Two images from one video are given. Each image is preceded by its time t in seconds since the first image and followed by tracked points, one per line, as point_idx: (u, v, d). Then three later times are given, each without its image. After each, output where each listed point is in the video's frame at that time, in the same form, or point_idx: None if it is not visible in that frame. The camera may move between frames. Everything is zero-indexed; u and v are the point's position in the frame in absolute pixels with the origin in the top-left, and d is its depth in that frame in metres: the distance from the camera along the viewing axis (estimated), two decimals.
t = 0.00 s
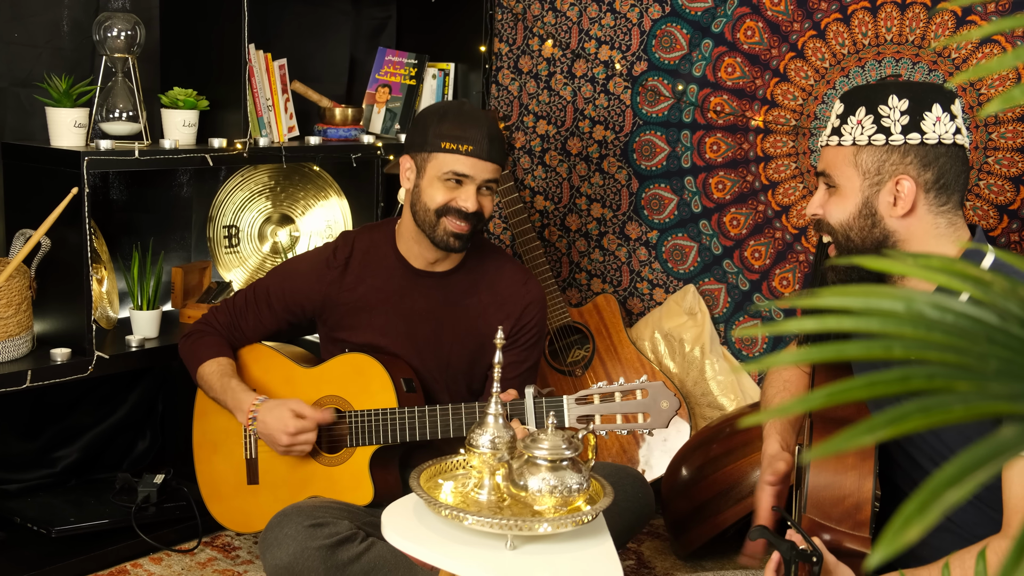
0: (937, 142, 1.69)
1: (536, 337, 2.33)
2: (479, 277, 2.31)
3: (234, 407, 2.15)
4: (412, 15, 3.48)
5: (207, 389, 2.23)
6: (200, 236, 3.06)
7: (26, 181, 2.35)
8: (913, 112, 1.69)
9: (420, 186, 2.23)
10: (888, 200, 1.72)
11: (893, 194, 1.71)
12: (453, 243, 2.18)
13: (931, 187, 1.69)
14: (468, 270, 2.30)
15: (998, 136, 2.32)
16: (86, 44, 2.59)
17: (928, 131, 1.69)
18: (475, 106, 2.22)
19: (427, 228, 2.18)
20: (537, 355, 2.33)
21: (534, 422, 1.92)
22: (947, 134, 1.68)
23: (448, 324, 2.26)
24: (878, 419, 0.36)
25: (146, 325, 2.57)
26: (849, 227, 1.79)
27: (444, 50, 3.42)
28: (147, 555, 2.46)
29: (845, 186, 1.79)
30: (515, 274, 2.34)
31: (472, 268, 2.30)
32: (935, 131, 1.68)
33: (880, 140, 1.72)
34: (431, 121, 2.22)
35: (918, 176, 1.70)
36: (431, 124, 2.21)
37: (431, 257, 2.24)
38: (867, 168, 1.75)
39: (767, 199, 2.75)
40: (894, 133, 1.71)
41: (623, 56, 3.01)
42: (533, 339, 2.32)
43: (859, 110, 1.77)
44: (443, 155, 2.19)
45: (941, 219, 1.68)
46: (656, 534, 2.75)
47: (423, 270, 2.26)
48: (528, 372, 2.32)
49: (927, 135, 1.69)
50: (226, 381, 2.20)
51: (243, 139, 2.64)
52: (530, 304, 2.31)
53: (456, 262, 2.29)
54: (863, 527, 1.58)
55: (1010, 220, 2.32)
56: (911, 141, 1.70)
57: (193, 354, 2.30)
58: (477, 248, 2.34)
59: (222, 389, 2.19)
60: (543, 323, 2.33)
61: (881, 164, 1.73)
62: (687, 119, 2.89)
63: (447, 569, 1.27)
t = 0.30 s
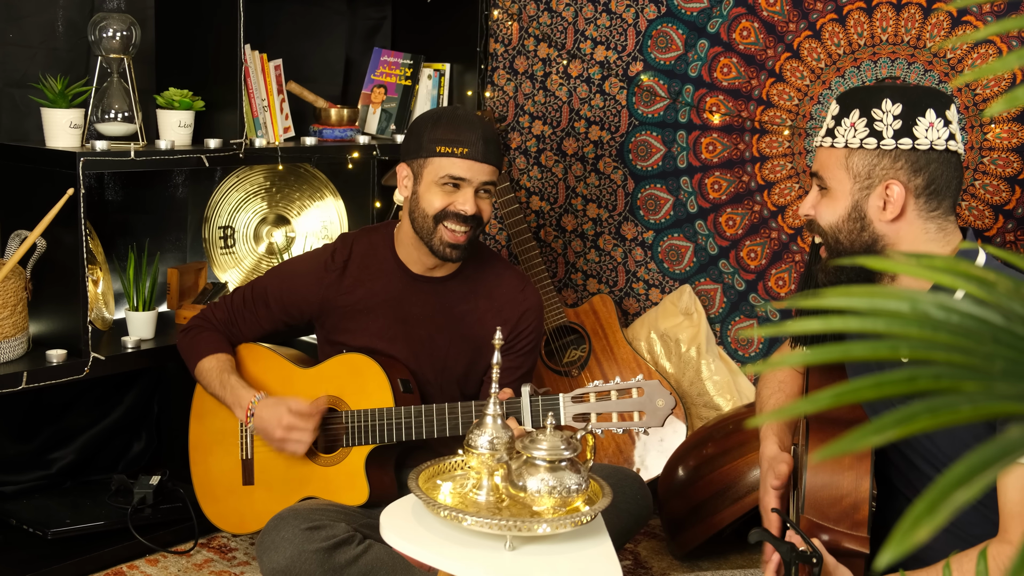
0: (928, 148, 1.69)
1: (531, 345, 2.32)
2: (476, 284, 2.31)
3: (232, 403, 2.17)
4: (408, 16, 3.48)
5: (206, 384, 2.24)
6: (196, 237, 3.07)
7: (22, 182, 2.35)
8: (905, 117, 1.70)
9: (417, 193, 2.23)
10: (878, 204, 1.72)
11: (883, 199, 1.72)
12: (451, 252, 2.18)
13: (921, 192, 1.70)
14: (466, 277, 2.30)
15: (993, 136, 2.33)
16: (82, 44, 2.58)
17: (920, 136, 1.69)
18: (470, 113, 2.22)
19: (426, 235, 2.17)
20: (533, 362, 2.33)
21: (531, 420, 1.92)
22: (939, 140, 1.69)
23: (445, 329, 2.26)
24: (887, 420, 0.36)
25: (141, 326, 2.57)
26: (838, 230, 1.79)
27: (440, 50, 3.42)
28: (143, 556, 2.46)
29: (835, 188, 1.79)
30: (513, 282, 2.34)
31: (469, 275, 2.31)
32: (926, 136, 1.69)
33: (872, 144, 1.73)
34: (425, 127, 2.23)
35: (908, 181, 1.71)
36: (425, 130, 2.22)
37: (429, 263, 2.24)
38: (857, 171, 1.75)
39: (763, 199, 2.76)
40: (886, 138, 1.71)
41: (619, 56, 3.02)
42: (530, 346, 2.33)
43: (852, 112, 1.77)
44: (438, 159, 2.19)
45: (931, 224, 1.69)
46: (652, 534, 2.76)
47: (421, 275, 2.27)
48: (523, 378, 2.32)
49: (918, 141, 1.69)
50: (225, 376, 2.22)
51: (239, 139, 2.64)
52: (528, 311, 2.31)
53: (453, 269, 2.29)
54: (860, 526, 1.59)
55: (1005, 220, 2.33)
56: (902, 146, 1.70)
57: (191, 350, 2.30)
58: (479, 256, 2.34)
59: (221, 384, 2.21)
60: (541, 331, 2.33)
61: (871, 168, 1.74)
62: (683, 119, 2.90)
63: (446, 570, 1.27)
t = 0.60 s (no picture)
0: (904, 163, 1.65)
1: (528, 337, 2.33)
2: (471, 279, 2.31)
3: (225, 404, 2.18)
4: (402, 16, 3.48)
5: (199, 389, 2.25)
6: (190, 239, 3.06)
7: (16, 183, 2.34)
8: (886, 129, 1.66)
9: (407, 191, 2.22)
10: (850, 212, 1.73)
11: (855, 207, 1.72)
12: (445, 250, 2.18)
13: (894, 205, 1.68)
14: (460, 271, 2.30)
15: (987, 136, 2.34)
16: (75, 45, 2.57)
17: (896, 151, 1.66)
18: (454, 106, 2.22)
19: (420, 234, 2.18)
20: (531, 355, 2.34)
21: (529, 420, 1.94)
22: (918, 156, 1.64)
23: (441, 323, 2.26)
24: (894, 420, 0.36)
25: (136, 327, 2.57)
26: (815, 231, 1.81)
27: (434, 51, 3.42)
28: (138, 558, 2.45)
29: (817, 188, 1.81)
30: (507, 274, 2.34)
31: (463, 270, 2.30)
32: (904, 151, 1.65)
33: (849, 152, 1.72)
34: (413, 124, 2.22)
35: (880, 193, 1.69)
36: (412, 128, 2.22)
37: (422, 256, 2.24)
38: (836, 176, 1.76)
39: (757, 199, 2.77)
40: (864, 147, 1.70)
41: (614, 56, 3.02)
42: (526, 338, 2.34)
43: (841, 115, 1.76)
44: (426, 157, 2.19)
45: (902, 235, 1.68)
46: (647, 534, 2.76)
47: (414, 270, 2.26)
48: (522, 371, 2.33)
49: (893, 155, 1.66)
50: (216, 380, 2.22)
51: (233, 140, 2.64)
52: (523, 304, 2.32)
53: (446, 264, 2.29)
54: (856, 526, 1.59)
55: (1000, 220, 2.34)
56: (876, 158, 1.68)
57: (184, 354, 2.28)
58: (472, 251, 2.33)
59: (211, 383, 2.22)
60: (537, 322, 2.34)
61: (847, 175, 1.74)
62: (678, 119, 2.90)
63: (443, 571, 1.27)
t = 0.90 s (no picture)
0: (913, 153, 1.72)
1: (524, 331, 2.35)
2: (465, 273, 2.31)
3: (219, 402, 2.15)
4: (396, 17, 3.48)
5: (192, 385, 2.22)
6: (184, 238, 3.05)
7: (10, 183, 2.33)
8: (895, 120, 1.71)
9: (398, 184, 2.23)
10: (864, 205, 1.73)
11: (869, 199, 1.73)
12: (434, 243, 2.17)
13: (904, 195, 1.72)
14: (454, 266, 2.30)
15: (980, 136, 2.35)
16: (68, 45, 2.56)
17: (907, 140, 1.71)
18: (447, 100, 2.22)
19: (408, 227, 2.17)
20: (527, 349, 2.35)
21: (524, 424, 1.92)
22: (923, 146, 1.72)
23: (437, 319, 2.26)
24: (899, 420, 0.37)
25: (130, 328, 2.56)
26: (821, 232, 1.78)
27: (428, 51, 3.42)
28: (132, 560, 2.45)
29: (818, 188, 1.78)
30: (501, 267, 2.35)
31: (457, 264, 2.30)
32: (913, 141, 1.72)
33: (862, 143, 1.72)
34: (407, 118, 2.22)
35: (894, 183, 1.72)
36: (406, 122, 2.22)
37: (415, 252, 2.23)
38: (845, 172, 1.75)
39: (751, 200, 2.77)
40: (877, 139, 1.72)
41: (607, 57, 3.02)
42: (523, 332, 2.35)
43: (840, 111, 1.76)
44: (417, 151, 2.20)
45: (910, 225, 1.73)
46: (642, 534, 2.76)
47: (408, 265, 2.26)
48: (518, 365, 2.34)
49: (906, 144, 1.71)
50: (210, 375, 2.19)
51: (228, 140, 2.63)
52: (518, 298, 2.33)
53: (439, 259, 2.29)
54: (849, 525, 1.59)
55: (992, 220, 2.35)
56: (891, 148, 1.72)
57: (177, 352, 2.27)
58: (461, 245, 2.34)
59: (206, 385, 2.18)
60: (532, 316, 2.35)
61: (859, 168, 1.73)
62: (672, 120, 2.90)
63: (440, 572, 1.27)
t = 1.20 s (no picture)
0: (877, 160, 1.69)
1: (519, 331, 2.34)
2: (459, 276, 2.30)
3: (217, 403, 2.15)
4: (389, 17, 3.48)
5: (189, 386, 2.22)
6: (176, 239, 3.04)
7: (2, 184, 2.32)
8: (857, 127, 1.70)
9: (396, 191, 2.22)
10: (826, 211, 1.73)
11: (831, 206, 1.73)
12: (429, 251, 2.18)
13: (870, 201, 1.70)
14: (449, 269, 2.29)
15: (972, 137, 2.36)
16: (60, 44, 2.55)
17: (870, 147, 1.69)
18: (449, 110, 2.21)
19: (404, 234, 2.18)
20: (521, 348, 2.35)
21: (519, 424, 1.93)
22: (889, 153, 1.68)
23: (430, 322, 2.26)
24: (904, 420, 0.37)
25: (122, 329, 2.55)
26: (791, 235, 1.82)
27: (421, 51, 3.42)
28: (125, 562, 2.44)
29: (791, 192, 1.81)
30: (496, 269, 2.34)
31: (452, 269, 2.30)
32: (877, 148, 1.69)
33: (823, 150, 1.74)
34: (405, 125, 2.22)
35: (856, 190, 1.71)
36: (404, 129, 2.21)
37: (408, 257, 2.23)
38: (810, 177, 1.77)
39: (744, 200, 2.78)
40: (836, 146, 1.72)
41: (600, 57, 3.03)
42: (517, 333, 2.34)
43: (813, 117, 1.78)
44: (415, 159, 2.18)
45: (879, 231, 1.69)
46: (635, 535, 2.77)
47: (401, 269, 2.25)
48: (512, 366, 2.34)
49: (867, 152, 1.69)
50: (208, 376, 2.20)
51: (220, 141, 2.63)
52: (512, 299, 2.32)
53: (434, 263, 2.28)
54: (840, 524, 1.60)
55: (984, 220, 2.36)
56: (851, 155, 1.70)
57: (172, 354, 2.28)
58: (457, 250, 2.33)
59: (204, 386, 2.19)
60: (527, 316, 2.34)
61: (822, 175, 1.75)
62: (665, 120, 2.91)
63: (435, 572, 1.27)
